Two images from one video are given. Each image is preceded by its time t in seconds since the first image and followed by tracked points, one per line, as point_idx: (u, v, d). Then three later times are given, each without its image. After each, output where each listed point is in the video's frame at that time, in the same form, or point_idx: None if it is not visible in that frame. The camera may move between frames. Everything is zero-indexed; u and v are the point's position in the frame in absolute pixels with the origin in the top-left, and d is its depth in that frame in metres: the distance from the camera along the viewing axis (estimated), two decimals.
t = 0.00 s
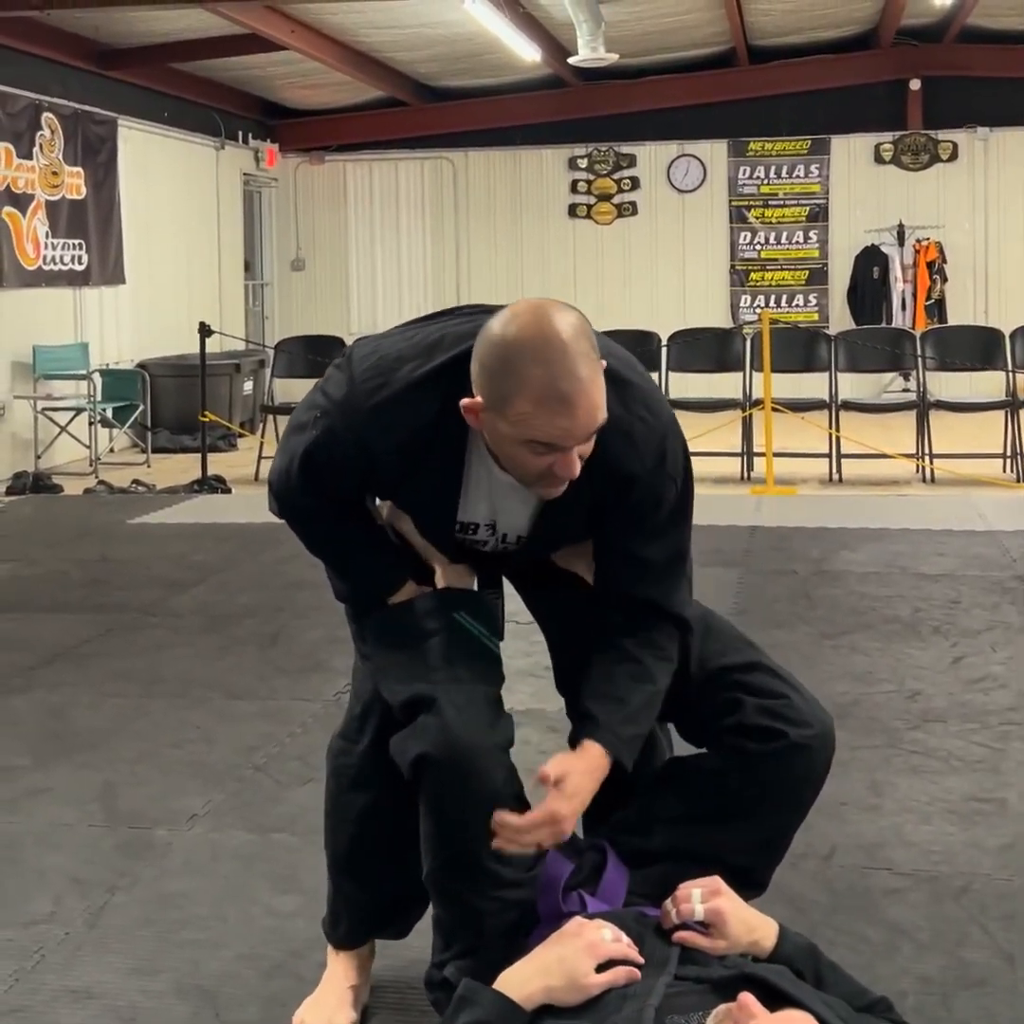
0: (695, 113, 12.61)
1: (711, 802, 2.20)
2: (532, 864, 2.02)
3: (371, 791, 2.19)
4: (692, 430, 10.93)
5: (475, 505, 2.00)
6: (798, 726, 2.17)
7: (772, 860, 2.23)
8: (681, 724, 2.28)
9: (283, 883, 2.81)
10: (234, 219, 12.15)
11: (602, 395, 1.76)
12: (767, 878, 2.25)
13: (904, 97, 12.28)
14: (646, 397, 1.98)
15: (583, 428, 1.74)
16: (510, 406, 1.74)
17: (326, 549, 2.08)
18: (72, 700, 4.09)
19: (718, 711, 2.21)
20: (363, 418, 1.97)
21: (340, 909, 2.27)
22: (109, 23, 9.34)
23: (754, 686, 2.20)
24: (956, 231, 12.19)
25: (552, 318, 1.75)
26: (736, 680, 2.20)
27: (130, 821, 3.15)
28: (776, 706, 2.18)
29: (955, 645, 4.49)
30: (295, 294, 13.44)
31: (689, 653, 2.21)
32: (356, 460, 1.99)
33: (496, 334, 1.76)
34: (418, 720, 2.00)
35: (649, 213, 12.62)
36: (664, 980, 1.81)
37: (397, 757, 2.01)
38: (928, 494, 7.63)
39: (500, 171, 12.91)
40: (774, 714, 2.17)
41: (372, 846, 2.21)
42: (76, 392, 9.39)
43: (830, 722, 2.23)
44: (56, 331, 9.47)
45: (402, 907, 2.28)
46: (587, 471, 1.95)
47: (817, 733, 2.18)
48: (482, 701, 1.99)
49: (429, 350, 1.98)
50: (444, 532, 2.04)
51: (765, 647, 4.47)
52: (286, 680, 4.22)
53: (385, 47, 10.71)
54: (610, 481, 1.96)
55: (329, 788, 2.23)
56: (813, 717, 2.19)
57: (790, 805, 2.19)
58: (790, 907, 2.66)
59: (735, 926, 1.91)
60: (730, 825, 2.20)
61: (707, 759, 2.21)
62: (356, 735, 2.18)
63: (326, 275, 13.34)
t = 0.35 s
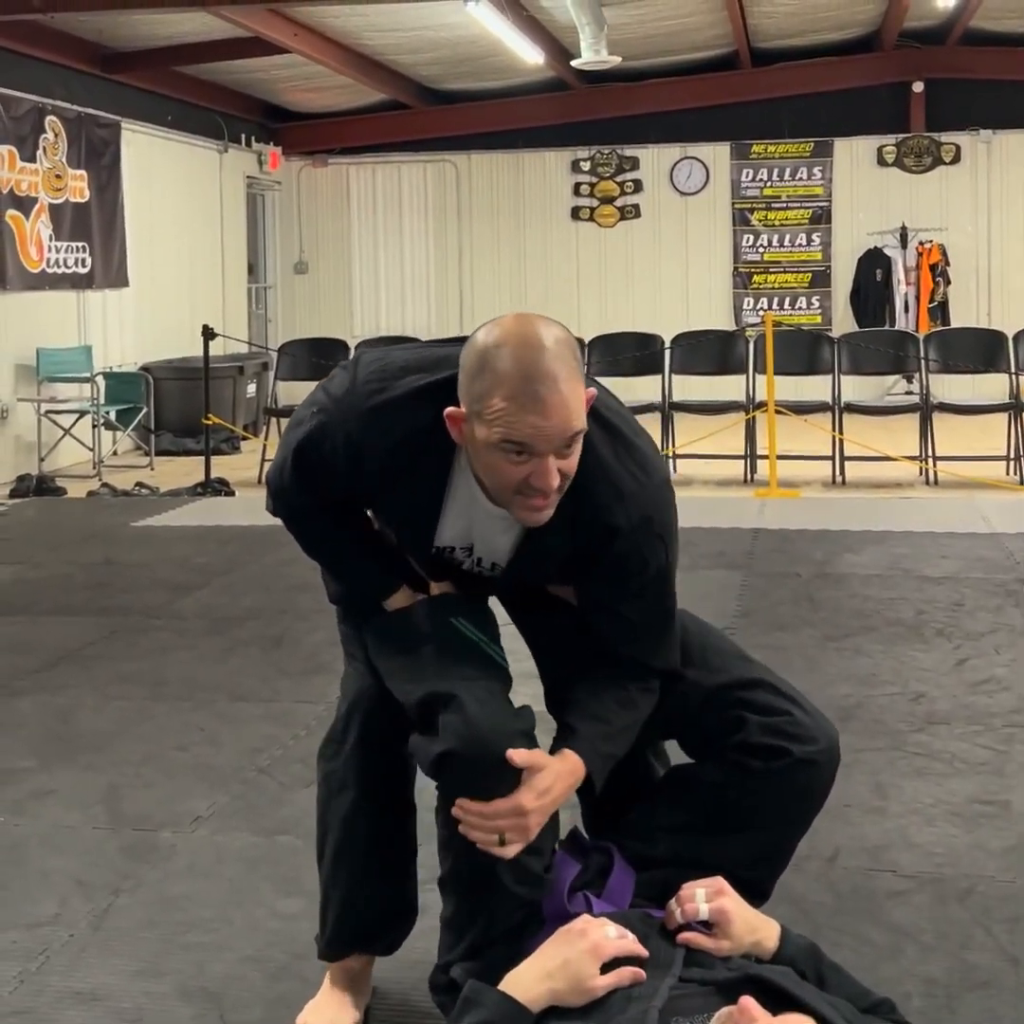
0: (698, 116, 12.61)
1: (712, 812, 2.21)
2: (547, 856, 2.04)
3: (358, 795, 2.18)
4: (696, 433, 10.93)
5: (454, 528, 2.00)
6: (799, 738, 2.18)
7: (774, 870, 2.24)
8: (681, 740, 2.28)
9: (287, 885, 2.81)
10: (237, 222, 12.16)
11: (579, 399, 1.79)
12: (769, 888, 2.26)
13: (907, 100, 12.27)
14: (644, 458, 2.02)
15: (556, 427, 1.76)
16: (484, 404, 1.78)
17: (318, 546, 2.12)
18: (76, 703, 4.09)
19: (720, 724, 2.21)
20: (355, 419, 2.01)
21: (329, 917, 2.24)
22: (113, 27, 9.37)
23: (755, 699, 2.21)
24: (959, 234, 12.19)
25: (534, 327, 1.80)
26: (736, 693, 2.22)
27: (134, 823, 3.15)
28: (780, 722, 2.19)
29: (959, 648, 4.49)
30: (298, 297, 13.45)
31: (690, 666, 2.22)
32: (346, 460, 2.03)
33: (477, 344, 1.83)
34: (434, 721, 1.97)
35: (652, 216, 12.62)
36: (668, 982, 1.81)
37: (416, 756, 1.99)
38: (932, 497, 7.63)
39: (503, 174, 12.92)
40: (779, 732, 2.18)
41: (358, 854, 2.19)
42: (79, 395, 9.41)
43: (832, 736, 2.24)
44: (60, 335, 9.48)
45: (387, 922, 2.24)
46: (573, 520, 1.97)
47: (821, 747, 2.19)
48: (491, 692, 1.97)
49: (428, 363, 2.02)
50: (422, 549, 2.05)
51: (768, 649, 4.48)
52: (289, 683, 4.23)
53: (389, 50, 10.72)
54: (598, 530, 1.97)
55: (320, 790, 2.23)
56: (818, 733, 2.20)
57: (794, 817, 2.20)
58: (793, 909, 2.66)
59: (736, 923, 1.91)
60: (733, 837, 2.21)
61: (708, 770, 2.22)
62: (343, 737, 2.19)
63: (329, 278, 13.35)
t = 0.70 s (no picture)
0: (700, 118, 12.62)
1: (720, 815, 2.21)
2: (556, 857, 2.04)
3: (360, 802, 2.18)
4: (698, 435, 10.94)
5: (464, 545, 2.02)
6: (811, 744, 2.18)
7: (783, 875, 2.24)
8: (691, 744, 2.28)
9: (289, 886, 2.81)
10: (238, 224, 12.16)
11: (598, 418, 1.79)
12: (777, 894, 2.25)
13: (908, 101, 12.27)
14: (652, 475, 2.03)
15: (576, 448, 1.77)
16: (503, 425, 1.78)
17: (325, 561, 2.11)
18: (78, 704, 4.10)
19: (732, 729, 2.21)
20: (367, 436, 2.02)
21: (332, 921, 2.24)
22: (115, 29, 9.37)
23: (766, 705, 2.21)
24: (960, 235, 12.18)
25: (553, 346, 1.80)
26: (747, 698, 2.22)
27: (136, 825, 3.15)
28: (791, 728, 2.19)
29: (961, 649, 4.49)
30: (299, 298, 13.45)
31: (702, 671, 2.25)
32: (356, 475, 2.03)
33: (494, 364, 1.83)
34: (443, 726, 1.97)
35: (653, 217, 12.62)
36: (670, 984, 1.81)
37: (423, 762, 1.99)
38: (933, 498, 7.63)
39: (504, 176, 12.93)
40: (790, 738, 2.18)
41: (359, 859, 2.19)
42: (81, 397, 9.42)
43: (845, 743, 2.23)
44: (62, 337, 9.49)
45: (388, 929, 2.23)
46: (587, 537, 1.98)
47: (833, 753, 2.18)
48: (501, 696, 1.99)
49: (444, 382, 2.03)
50: (428, 572, 2.06)
51: (769, 651, 4.48)
52: (291, 685, 4.23)
53: (390, 52, 10.72)
54: (608, 544, 1.98)
55: (327, 795, 2.24)
56: (829, 739, 2.19)
57: (804, 822, 2.19)
58: (795, 910, 2.66)
59: (738, 922, 1.91)
60: (742, 840, 2.21)
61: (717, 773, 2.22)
62: (348, 744, 2.20)
63: (330, 280, 13.36)
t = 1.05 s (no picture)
0: (700, 118, 12.62)
1: (724, 819, 2.20)
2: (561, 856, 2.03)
3: (366, 802, 2.18)
4: (700, 436, 10.94)
5: (471, 545, 2.02)
6: (815, 748, 2.17)
7: (788, 879, 2.23)
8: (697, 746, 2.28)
9: (291, 887, 2.81)
10: (239, 226, 12.17)
11: (606, 422, 1.78)
12: (781, 896, 2.25)
13: (909, 100, 12.26)
14: (659, 473, 2.02)
15: (586, 453, 1.76)
16: (513, 432, 1.77)
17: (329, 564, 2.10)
18: (80, 705, 4.10)
19: (737, 731, 2.21)
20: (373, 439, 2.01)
21: (337, 921, 2.23)
22: (116, 31, 9.38)
23: (771, 710, 2.21)
24: (961, 236, 12.18)
25: (563, 351, 1.79)
26: (752, 703, 2.21)
27: (137, 826, 3.15)
28: (796, 732, 2.18)
29: (962, 649, 4.48)
30: (300, 299, 13.45)
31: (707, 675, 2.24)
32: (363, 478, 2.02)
33: (500, 369, 1.81)
34: (446, 726, 1.96)
35: (654, 218, 12.62)
36: (672, 984, 1.81)
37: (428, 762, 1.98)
38: (934, 498, 7.62)
39: (505, 177, 12.93)
40: (795, 741, 2.17)
41: (365, 860, 2.18)
42: (82, 398, 9.42)
43: (851, 747, 2.23)
44: (63, 340, 9.49)
45: (394, 930, 2.23)
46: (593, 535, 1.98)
47: (838, 758, 2.17)
48: (505, 696, 1.97)
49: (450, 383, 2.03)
50: (434, 572, 2.05)
51: (769, 651, 4.48)
52: (292, 685, 4.23)
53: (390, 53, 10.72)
54: (614, 542, 1.98)
55: (332, 797, 2.23)
56: (835, 743, 2.18)
57: (809, 826, 2.19)
58: (797, 911, 2.65)
59: (743, 924, 1.91)
60: (745, 843, 2.20)
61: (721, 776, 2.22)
62: (354, 745, 2.20)
63: (331, 281, 13.37)
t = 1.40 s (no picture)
0: (699, 118, 12.62)
1: (720, 816, 2.20)
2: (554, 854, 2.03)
3: (378, 800, 2.17)
4: (701, 436, 10.95)
5: (491, 521, 2.00)
6: (805, 739, 2.18)
7: (783, 872, 2.23)
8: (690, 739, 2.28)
9: (291, 888, 2.81)
10: (238, 226, 12.17)
11: (654, 416, 1.80)
12: (778, 891, 2.26)
13: (908, 99, 12.27)
14: (672, 453, 2.03)
15: (636, 450, 1.78)
16: (565, 423, 1.76)
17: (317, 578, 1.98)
18: (80, 706, 4.10)
19: (728, 724, 2.21)
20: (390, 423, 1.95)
21: (351, 916, 2.24)
22: (116, 31, 9.38)
23: (763, 702, 2.20)
24: (960, 235, 12.18)
25: (611, 338, 1.79)
26: (745, 695, 2.21)
27: (137, 827, 3.15)
28: (786, 722, 2.18)
29: (962, 649, 4.48)
30: (300, 300, 13.45)
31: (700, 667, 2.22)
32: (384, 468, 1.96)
33: (549, 356, 1.79)
34: (433, 731, 1.98)
35: (654, 218, 12.62)
36: (670, 985, 1.80)
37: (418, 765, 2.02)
38: (935, 497, 7.63)
39: (504, 176, 12.93)
40: (785, 732, 2.18)
41: (377, 855, 2.18)
42: (82, 399, 9.42)
43: (841, 737, 2.23)
44: (63, 340, 9.50)
45: (410, 920, 2.23)
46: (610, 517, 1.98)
47: (828, 748, 2.18)
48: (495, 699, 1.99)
49: (455, 360, 2.00)
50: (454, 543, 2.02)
51: (769, 651, 4.48)
52: (292, 685, 4.24)
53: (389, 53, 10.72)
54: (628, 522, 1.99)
55: (337, 793, 2.22)
56: (824, 733, 2.18)
57: (803, 819, 2.20)
58: (797, 910, 2.65)
59: (741, 923, 1.90)
60: (739, 838, 2.21)
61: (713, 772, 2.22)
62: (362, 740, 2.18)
63: (330, 282, 13.37)
